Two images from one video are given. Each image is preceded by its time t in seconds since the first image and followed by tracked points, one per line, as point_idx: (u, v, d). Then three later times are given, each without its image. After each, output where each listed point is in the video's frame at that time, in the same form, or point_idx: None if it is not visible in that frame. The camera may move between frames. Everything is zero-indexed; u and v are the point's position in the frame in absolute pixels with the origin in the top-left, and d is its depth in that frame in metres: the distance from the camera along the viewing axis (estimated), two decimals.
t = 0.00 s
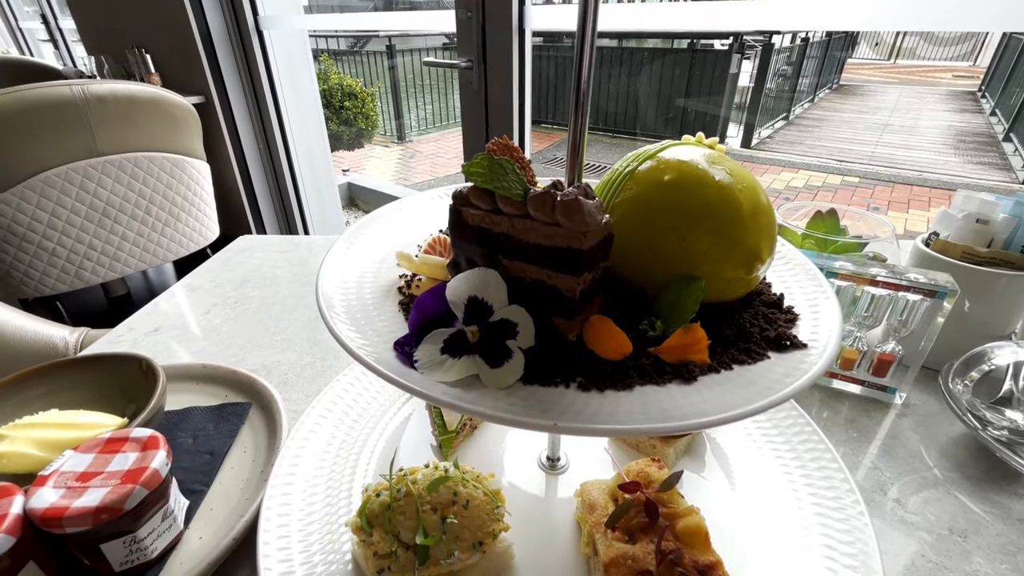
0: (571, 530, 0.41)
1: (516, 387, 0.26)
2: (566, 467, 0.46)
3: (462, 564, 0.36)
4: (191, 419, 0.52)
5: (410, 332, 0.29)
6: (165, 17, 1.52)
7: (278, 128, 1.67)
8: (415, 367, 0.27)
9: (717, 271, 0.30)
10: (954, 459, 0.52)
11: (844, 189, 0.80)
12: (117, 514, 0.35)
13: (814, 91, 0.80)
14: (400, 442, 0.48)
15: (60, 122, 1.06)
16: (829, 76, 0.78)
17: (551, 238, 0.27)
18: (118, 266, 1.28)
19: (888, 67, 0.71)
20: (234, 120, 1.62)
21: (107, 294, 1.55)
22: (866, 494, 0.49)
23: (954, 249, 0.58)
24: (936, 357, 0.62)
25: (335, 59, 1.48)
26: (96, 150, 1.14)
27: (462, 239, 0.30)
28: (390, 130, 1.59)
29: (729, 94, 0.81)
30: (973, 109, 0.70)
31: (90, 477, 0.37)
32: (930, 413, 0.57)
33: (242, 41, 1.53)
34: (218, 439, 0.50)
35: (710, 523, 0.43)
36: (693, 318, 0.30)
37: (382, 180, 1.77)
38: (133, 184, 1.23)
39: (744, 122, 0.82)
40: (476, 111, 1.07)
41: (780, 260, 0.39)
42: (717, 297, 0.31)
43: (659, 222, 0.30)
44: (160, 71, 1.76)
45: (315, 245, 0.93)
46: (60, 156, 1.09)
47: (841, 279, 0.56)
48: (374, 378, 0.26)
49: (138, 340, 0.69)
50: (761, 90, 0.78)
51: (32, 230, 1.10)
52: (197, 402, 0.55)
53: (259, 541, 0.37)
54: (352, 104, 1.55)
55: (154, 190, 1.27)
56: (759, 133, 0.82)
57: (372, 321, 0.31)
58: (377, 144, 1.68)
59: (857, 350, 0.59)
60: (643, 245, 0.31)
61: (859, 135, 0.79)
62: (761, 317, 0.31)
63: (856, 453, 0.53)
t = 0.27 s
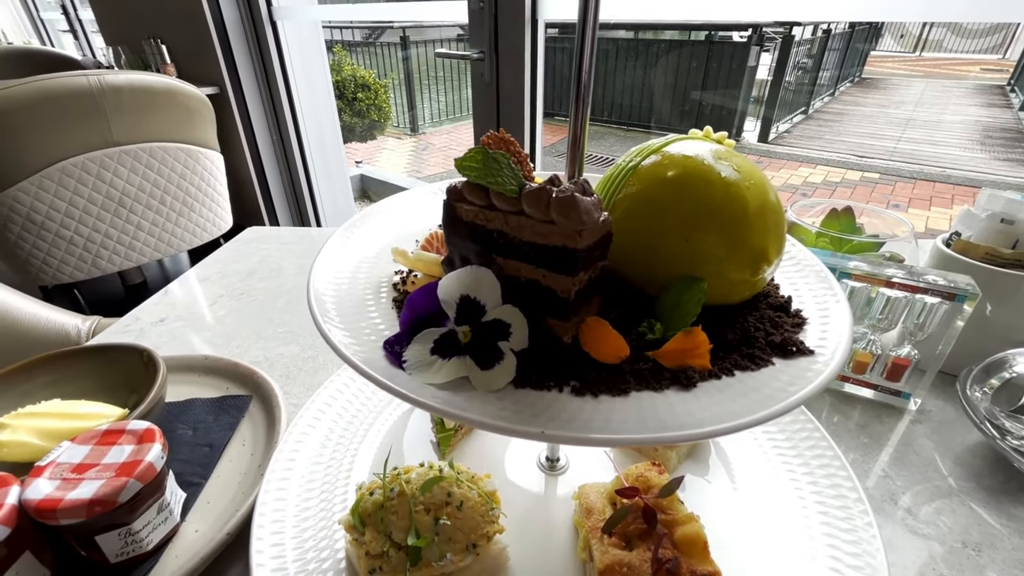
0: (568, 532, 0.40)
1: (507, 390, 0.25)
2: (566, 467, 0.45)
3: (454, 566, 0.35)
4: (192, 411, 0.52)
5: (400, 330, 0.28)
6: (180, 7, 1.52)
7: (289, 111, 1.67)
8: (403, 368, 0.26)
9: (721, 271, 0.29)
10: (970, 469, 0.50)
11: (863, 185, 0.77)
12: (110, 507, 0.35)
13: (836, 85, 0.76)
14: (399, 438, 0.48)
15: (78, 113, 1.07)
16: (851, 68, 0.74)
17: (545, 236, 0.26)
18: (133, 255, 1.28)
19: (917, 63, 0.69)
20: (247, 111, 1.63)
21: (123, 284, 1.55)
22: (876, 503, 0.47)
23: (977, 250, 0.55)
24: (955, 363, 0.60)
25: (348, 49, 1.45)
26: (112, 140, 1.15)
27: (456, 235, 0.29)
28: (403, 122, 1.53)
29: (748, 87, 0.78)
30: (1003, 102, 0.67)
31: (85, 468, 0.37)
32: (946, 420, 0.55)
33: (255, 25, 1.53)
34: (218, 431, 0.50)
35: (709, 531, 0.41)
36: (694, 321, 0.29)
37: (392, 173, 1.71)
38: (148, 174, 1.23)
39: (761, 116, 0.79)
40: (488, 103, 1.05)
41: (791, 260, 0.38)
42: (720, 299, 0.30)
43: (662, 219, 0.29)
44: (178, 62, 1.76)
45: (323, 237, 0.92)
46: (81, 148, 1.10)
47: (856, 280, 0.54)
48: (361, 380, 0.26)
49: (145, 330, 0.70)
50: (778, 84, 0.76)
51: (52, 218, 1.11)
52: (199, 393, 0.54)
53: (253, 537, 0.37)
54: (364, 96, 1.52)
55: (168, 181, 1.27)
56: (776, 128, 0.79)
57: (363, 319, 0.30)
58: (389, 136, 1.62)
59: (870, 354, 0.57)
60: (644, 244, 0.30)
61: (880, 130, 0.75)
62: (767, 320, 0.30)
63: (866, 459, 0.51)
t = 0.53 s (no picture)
0: (562, 538, 0.38)
1: (490, 394, 0.24)
2: (563, 470, 0.43)
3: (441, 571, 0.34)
4: (188, 403, 0.51)
5: (383, 328, 0.27)
6: None
7: (305, 110, 1.64)
8: (383, 369, 0.25)
9: (723, 272, 0.27)
10: (988, 481, 0.48)
11: (885, 182, 0.72)
12: (96, 501, 0.35)
13: (860, 77, 0.72)
14: (393, 436, 0.47)
15: (96, 103, 1.04)
16: (877, 60, 0.70)
17: (533, 232, 0.24)
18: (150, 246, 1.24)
19: (942, 54, 0.64)
20: (262, 106, 1.61)
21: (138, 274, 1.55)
22: (887, 514, 0.45)
23: (1002, 252, 0.53)
24: (975, 369, 0.57)
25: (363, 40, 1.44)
26: (129, 131, 1.11)
27: (444, 230, 0.28)
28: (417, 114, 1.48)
29: (767, 80, 0.73)
30: None
31: (73, 461, 0.36)
32: (964, 429, 0.53)
33: (269, 16, 1.49)
34: (213, 424, 0.49)
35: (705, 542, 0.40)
36: (692, 323, 0.27)
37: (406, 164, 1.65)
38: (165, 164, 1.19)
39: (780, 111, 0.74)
40: (500, 97, 1.03)
41: (800, 261, 0.36)
42: (721, 301, 0.28)
43: (661, 216, 0.28)
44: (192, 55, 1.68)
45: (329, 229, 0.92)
46: (97, 139, 1.07)
47: (871, 281, 0.52)
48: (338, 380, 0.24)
49: (148, 321, 0.70)
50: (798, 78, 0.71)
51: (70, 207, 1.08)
52: (197, 386, 0.54)
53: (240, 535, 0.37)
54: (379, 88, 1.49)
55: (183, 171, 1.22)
56: (796, 123, 0.75)
57: (347, 316, 0.29)
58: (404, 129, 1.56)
59: (885, 358, 0.55)
60: (642, 242, 0.28)
61: (905, 126, 0.70)
62: (770, 324, 0.28)
63: (877, 468, 0.49)
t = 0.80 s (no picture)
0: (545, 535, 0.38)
1: (457, 389, 0.24)
2: (550, 467, 0.43)
3: (418, 564, 0.34)
4: (183, 391, 0.52)
5: (356, 322, 0.27)
6: None
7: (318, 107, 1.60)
8: (351, 362, 0.25)
9: (700, 269, 0.27)
10: (988, 488, 0.47)
11: (906, 180, 0.70)
12: (83, 485, 0.35)
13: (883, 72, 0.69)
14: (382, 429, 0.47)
15: (109, 96, 1.05)
16: (901, 55, 0.68)
17: (503, 226, 0.24)
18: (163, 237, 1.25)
19: (969, 48, 0.63)
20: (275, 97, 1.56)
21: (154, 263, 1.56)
22: (880, 519, 0.44)
23: (1013, 252, 0.51)
24: (981, 372, 0.56)
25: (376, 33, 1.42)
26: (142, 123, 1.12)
27: (418, 223, 0.27)
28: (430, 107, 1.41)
29: (786, 76, 0.71)
30: None
31: (62, 446, 0.37)
32: (966, 435, 0.51)
33: (283, 10, 1.44)
34: (206, 413, 0.50)
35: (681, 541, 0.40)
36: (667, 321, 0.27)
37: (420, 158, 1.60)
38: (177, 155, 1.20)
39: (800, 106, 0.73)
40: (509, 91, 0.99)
41: (788, 259, 0.35)
42: (699, 299, 0.28)
43: (639, 210, 0.27)
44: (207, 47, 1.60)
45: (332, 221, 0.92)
46: (112, 131, 1.08)
47: (873, 281, 0.50)
48: (304, 371, 0.24)
49: (151, 310, 0.70)
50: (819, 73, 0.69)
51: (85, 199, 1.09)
52: (193, 374, 0.55)
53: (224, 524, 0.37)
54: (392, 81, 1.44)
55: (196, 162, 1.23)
56: (816, 118, 0.74)
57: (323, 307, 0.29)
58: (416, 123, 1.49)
59: (885, 360, 0.53)
60: (620, 237, 0.28)
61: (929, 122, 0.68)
62: (750, 324, 0.27)
63: (874, 472, 0.48)
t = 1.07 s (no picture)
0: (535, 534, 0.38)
1: (437, 387, 0.24)
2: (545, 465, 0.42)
3: (405, 559, 0.34)
4: (187, 381, 0.53)
5: (342, 317, 0.27)
6: None
7: (334, 97, 1.56)
8: (333, 359, 0.25)
9: (690, 269, 0.26)
10: (998, 500, 0.45)
11: (933, 178, 0.65)
12: (82, 472, 0.36)
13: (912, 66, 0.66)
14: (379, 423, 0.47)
15: (132, 89, 1.06)
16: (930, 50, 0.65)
17: (486, 222, 0.23)
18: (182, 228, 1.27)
19: (1007, 41, 0.60)
20: (292, 90, 1.54)
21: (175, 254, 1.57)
22: (882, 528, 0.43)
23: None
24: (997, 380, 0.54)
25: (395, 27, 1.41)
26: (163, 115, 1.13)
27: (404, 218, 0.27)
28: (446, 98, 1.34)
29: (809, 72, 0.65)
30: None
31: (64, 433, 0.38)
32: (978, 443, 0.50)
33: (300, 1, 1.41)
34: (209, 403, 0.50)
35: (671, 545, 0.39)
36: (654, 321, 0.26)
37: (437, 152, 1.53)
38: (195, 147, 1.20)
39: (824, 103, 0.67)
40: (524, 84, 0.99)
41: (788, 260, 0.34)
42: (689, 300, 0.27)
43: (629, 209, 0.27)
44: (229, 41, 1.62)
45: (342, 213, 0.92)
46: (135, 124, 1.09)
47: (883, 283, 0.49)
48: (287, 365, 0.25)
49: (161, 299, 0.72)
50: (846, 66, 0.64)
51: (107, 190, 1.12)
52: (198, 364, 0.56)
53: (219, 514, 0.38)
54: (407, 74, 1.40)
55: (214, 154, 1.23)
56: (839, 115, 0.68)
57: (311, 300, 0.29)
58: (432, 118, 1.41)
59: (895, 364, 0.52)
60: (609, 235, 0.27)
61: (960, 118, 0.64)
62: (741, 326, 0.27)
63: (879, 479, 0.47)
